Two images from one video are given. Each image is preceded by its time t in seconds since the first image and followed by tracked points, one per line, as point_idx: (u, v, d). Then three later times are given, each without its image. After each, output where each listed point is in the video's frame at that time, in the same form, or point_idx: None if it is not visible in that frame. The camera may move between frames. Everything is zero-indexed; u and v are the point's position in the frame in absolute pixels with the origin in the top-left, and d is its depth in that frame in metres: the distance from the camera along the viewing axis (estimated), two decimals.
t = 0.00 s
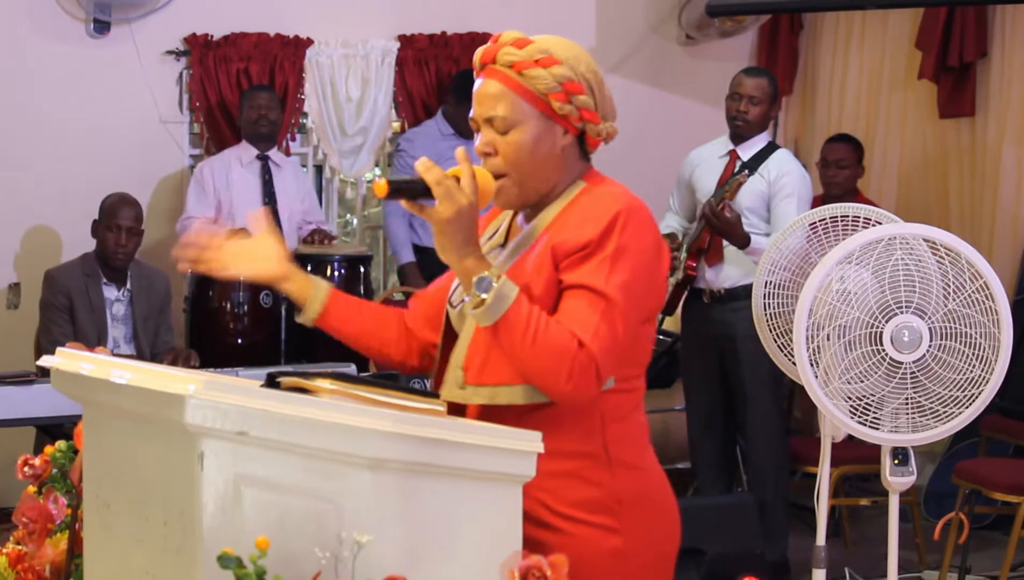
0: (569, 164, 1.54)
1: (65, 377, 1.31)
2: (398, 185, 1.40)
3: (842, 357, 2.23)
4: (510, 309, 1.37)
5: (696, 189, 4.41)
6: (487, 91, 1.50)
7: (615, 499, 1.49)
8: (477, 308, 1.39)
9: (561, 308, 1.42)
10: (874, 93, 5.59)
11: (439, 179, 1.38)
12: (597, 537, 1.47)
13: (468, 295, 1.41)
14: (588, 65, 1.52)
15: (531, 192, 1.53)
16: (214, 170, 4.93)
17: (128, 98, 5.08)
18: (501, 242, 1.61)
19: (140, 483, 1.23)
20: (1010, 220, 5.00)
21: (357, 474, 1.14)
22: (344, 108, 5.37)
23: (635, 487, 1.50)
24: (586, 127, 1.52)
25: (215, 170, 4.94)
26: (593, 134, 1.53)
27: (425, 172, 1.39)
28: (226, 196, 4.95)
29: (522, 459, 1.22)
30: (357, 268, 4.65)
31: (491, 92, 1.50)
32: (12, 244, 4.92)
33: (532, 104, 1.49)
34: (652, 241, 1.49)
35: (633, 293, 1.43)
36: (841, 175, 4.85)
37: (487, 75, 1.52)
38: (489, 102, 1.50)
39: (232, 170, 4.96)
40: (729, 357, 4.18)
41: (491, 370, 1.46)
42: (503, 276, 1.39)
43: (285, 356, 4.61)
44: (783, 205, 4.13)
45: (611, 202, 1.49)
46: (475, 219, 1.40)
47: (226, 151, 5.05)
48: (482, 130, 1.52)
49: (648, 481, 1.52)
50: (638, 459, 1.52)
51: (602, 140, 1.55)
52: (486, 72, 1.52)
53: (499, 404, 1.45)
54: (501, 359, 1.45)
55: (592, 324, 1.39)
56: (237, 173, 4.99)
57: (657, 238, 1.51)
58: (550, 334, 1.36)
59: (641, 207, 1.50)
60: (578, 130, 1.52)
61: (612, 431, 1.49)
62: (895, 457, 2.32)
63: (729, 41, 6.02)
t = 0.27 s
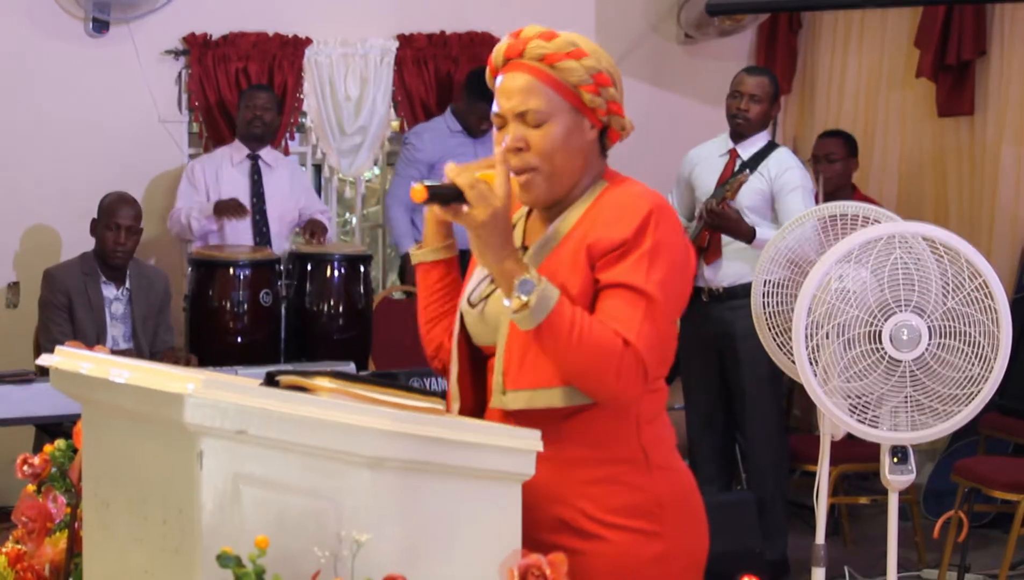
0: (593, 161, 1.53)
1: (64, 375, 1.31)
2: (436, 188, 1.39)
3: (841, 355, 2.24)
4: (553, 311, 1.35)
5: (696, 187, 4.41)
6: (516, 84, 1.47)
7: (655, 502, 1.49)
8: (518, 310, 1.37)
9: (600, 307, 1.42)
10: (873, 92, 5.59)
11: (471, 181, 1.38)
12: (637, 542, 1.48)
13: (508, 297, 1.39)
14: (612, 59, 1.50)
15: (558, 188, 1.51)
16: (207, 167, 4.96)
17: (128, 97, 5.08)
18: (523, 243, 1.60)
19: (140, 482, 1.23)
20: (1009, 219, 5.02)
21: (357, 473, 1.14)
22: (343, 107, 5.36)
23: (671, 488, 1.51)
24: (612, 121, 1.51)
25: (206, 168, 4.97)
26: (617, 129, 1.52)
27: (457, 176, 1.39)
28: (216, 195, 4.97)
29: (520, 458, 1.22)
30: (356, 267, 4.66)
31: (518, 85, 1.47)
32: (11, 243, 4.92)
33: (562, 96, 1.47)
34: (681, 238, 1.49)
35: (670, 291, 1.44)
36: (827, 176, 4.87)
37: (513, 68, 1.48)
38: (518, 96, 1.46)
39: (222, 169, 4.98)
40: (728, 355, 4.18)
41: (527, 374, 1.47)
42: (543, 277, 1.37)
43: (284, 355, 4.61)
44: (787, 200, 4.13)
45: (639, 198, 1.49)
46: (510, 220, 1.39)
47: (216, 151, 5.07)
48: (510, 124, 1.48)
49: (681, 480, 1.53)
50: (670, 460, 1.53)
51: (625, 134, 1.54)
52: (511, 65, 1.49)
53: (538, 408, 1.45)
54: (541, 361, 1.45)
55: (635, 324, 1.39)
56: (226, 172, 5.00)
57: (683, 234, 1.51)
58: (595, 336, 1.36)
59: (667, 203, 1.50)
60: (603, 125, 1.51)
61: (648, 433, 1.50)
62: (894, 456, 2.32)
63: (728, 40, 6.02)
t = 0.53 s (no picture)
0: (608, 165, 1.53)
1: (63, 374, 1.31)
2: (439, 209, 1.42)
3: (840, 354, 2.23)
4: (564, 323, 1.35)
5: (695, 185, 4.40)
6: (526, 90, 1.47)
7: (665, 509, 1.49)
8: (528, 325, 1.37)
9: (612, 319, 1.42)
10: (871, 89, 5.59)
11: (479, 197, 1.38)
12: (645, 549, 1.48)
13: (518, 310, 1.39)
14: (627, 63, 1.50)
15: (573, 195, 1.51)
16: (197, 170, 4.98)
17: (126, 96, 5.08)
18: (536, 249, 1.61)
19: (139, 481, 1.23)
20: (1008, 217, 5.01)
21: (354, 471, 1.14)
22: (342, 105, 5.36)
23: (683, 494, 1.51)
24: (627, 126, 1.51)
25: (198, 171, 4.98)
26: (634, 134, 1.52)
27: (465, 191, 1.39)
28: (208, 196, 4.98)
29: (518, 456, 1.22)
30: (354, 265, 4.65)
31: (530, 92, 1.47)
32: (10, 242, 4.92)
33: (574, 102, 1.47)
34: (697, 246, 1.49)
35: (683, 301, 1.44)
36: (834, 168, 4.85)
37: (525, 74, 1.49)
38: (529, 103, 1.47)
39: (212, 170, 4.98)
40: (728, 353, 4.18)
41: (538, 383, 1.47)
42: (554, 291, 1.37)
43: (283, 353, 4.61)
44: (787, 197, 4.13)
45: (656, 206, 1.48)
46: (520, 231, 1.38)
47: (208, 152, 5.07)
48: (523, 130, 1.48)
49: (694, 487, 1.53)
50: (683, 466, 1.52)
51: (641, 139, 1.54)
52: (523, 71, 1.49)
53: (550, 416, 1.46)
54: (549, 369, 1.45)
55: (645, 335, 1.39)
56: (220, 173, 5.00)
57: (700, 240, 1.51)
58: (606, 349, 1.36)
59: (685, 212, 1.50)
60: (618, 129, 1.51)
61: (660, 440, 1.49)
62: (893, 453, 2.33)
63: (727, 38, 6.02)
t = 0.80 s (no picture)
0: (604, 162, 1.50)
1: (61, 372, 1.31)
2: (433, 204, 1.44)
3: (838, 352, 2.23)
4: (555, 322, 1.33)
5: (693, 183, 4.41)
6: (520, 89, 1.44)
7: (658, 508, 1.47)
8: (520, 322, 1.35)
9: (604, 318, 1.39)
10: (868, 87, 5.59)
11: (473, 194, 1.38)
12: (637, 548, 1.46)
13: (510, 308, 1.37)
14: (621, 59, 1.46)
15: (567, 191, 1.48)
16: (196, 167, 4.98)
17: (124, 94, 5.07)
18: (533, 246, 1.57)
19: (137, 479, 1.23)
20: (1006, 216, 5.02)
21: (352, 470, 1.15)
22: (340, 103, 5.36)
23: (676, 494, 1.49)
24: (623, 122, 1.48)
25: (197, 170, 4.98)
26: (630, 130, 1.48)
27: (460, 187, 1.39)
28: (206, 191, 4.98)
29: (516, 455, 1.23)
30: (352, 263, 4.66)
31: (524, 90, 1.44)
32: (8, 240, 4.92)
33: (568, 100, 1.44)
34: (691, 243, 1.46)
35: (676, 300, 1.41)
36: (831, 166, 4.85)
37: (519, 72, 1.45)
38: (524, 100, 1.44)
39: (211, 167, 4.98)
40: (728, 352, 4.18)
41: (529, 381, 1.45)
42: (546, 289, 1.35)
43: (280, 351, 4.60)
44: (785, 196, 4.13)
45: (650, 203, 1.45)
46: (513, 229, 1.37)
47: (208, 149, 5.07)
48: (517, 128, 1.45)
49: (688, 486, 1.51)
50: (678, 465, 1.50)
51: (637, 135, 1.50)
52: (517, 69, 1.46)
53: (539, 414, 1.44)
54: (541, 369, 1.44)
55: (636, 334, 1.36)
56: (219, 169, 5.00)
57: (695, 236, 1.48)
58: (596, 348, 1.33)
59: (680, 209, 1.47)
60: (614, 125, 1.48)
61: (653, 439, 1.47)
62: (890, 453, 2.33)
63: (725, 36, 6.02)
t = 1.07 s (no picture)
0: (593, 159, 1.51)
1: (60, 371, 1.31)
2: (392, 198, 1.44)
3: (837, 351, 2.23)
4: (513, 317, 1.35)
5: (693, 183, 4.41)
6: (513, 82, 1.46)
7: (637, 503, 1.47)
8: (482, 316, 1.38)
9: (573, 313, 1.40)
10: (867, 86, 5.60)
11: (440, 187, 1.38)
12: (619, 543, 1.46)
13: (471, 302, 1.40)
14: (614, 58, 1.47)
15: (554, 186, 1.50)
16: (201, 168, 4.97)
17: (123, 93, 5.07)
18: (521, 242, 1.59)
19: (136, 478, 1.23)
20: (1005, 215, 5.02)
21: (351, 469, 1.16)
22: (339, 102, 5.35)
23: (658, 490, 1.49)
24: (613, 121, 1.49)
25: (201, 170, 4.97)
26: (620, 130, 1.49)
27: (427, 178, 1.39)
28: (211, 192, 4.98)
29: (515, 454, 1.23)
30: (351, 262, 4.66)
31: (516, 83, 1.46)
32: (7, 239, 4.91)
33: (558, 95, 1.45)
34: (669, 239, 1.46)
35: (643, 296, 1.41)
36: (828, 166, 4.86)
37: (513, 66, 1.48)
38: (514, 93, 1.46)
39: (216, 169, 4.98)
40: (727, 351, 4.18)
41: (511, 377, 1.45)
42: (506, 285, 1.37)
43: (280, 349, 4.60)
44: (784, 195, 4.12)
45: (629, 198, 1.45)
46: (477, 225, 1.38)
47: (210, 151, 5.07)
48: (507, 121, 1.48)
49: (673, 484, 1.51)
50: (661, 461, 1.50)
51: (629, 136, 1.52)
52: (512, 63, 1.48)
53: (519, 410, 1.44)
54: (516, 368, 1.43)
55: (599, 328, 1.36)
56: (223, 172, 5.01)
57: (675, 234, 1.48)
58: (556, 343, 1.34)
59: (660, 205, 1.47)
60: (604, 124, 1.49)
61: (633, 434, 1.47)
62: (889, 452, 2.33)
63: (724, 36, 6.02)
